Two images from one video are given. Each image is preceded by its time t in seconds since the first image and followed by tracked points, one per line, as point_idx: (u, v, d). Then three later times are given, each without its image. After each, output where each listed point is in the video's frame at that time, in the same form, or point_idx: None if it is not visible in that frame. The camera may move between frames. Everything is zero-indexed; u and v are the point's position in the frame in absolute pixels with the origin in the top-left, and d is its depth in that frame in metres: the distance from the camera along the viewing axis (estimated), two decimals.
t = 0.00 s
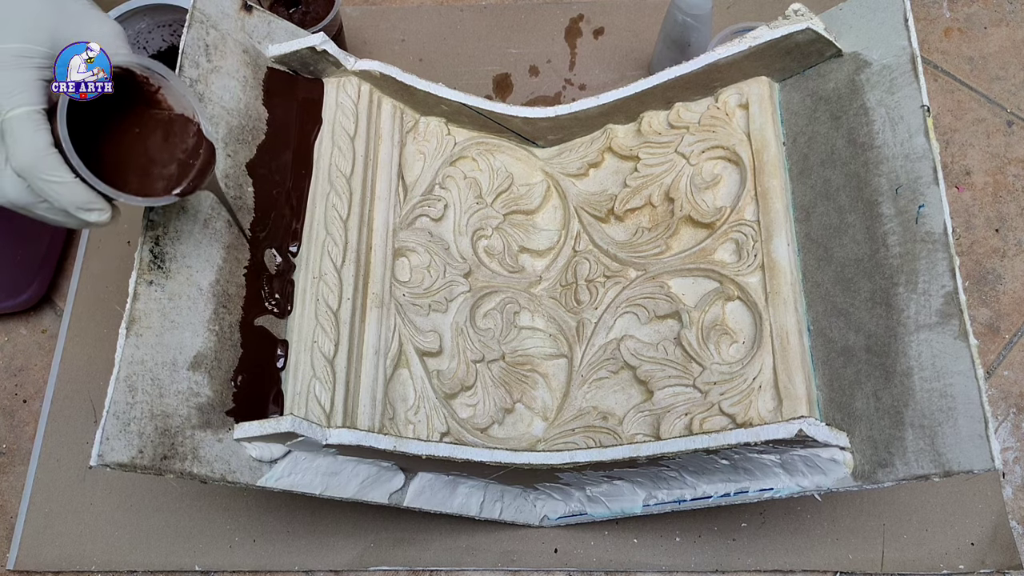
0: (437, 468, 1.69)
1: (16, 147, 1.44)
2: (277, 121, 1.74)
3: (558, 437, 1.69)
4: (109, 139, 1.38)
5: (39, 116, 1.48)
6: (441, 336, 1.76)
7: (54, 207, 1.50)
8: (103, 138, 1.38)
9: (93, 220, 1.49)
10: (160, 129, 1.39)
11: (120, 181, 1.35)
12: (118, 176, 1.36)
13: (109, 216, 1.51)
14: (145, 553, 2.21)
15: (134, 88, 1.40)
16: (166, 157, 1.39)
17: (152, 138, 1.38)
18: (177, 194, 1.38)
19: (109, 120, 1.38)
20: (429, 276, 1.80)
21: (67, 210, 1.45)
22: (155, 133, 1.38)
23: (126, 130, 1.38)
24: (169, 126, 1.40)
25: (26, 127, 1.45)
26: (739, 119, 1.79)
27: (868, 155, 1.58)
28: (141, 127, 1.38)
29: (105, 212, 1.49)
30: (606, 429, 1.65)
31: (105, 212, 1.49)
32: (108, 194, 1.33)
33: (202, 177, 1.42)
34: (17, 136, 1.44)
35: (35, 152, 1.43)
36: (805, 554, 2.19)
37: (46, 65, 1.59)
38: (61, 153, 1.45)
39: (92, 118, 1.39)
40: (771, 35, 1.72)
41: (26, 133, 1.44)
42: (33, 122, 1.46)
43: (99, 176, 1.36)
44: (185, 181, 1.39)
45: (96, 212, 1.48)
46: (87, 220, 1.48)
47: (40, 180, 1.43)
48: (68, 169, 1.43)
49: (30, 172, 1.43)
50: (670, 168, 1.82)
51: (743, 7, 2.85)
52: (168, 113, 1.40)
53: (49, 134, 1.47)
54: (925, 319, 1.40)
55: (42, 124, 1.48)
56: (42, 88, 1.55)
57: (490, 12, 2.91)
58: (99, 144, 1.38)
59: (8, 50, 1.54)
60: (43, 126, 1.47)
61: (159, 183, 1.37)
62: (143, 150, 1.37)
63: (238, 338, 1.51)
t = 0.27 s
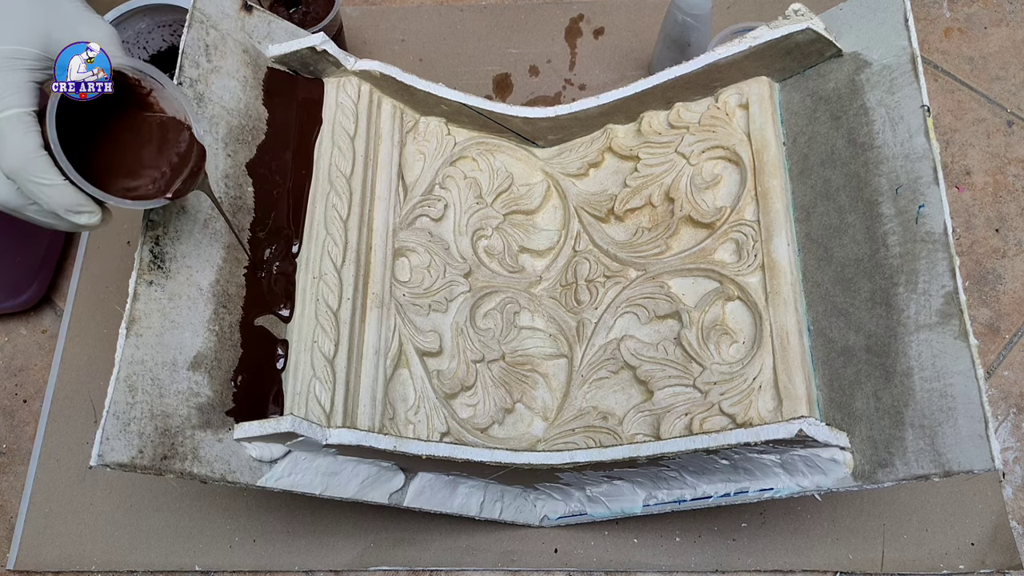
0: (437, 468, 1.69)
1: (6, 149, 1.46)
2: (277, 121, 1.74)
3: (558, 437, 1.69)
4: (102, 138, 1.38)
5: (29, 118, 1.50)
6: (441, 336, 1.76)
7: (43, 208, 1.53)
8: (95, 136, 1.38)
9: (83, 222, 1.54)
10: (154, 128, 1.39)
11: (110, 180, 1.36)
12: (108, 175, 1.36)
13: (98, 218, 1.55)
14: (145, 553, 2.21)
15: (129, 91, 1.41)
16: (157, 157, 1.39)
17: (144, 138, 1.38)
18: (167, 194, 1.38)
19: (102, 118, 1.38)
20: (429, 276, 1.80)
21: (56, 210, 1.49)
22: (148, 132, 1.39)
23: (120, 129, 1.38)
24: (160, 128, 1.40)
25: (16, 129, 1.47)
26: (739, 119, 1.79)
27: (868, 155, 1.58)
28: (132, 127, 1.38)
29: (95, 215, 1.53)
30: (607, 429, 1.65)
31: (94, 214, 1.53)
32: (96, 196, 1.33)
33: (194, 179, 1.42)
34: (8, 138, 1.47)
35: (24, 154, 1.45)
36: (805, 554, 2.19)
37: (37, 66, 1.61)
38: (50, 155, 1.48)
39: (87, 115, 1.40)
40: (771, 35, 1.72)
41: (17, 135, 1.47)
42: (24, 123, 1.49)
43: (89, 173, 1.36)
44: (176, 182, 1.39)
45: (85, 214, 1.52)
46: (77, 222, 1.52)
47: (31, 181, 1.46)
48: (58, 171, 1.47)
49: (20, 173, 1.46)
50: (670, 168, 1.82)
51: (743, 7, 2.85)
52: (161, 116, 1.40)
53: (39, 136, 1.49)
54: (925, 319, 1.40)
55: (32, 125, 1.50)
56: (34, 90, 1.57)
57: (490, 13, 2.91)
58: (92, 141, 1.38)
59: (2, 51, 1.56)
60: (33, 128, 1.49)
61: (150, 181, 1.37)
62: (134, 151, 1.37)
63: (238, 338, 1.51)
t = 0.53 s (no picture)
0: (437, 468, 1.69)
1: (9, 157, 1.46)
2: (277, 121, 1.74)
3: (558, 437, 1.69)
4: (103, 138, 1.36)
5: (33, 124, 1.50)
6: (441, 336, 1.76)
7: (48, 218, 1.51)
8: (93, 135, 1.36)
9: (88, 230, 1.50)
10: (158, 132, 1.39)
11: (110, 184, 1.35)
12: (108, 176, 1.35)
13: (103, 226, 1.51)
14: (145, 554, 2.21)
15: (131, 94, 1.40)
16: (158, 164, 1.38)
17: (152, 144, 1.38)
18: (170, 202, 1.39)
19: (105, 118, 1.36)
20: (429, 276, 1.80)
21: (60, 219, 1.46)
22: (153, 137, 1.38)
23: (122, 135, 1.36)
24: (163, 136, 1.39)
25: (19, 136, 1.47)
26: (739, 119, 1.79)
27: (868, 155, 1.58)
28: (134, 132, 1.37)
29: (99, 222, 1.49)
30: (607, 430, 1.65)
31: (99, 223, 1.50)
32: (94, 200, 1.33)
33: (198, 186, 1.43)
34: (10, 146, 1.46)
35: (27, 162, 1.44)
36: (805, 554, 2.19)
37: (40, 73, 1.60)
38: (53, 163, 1.47)
39: (74, 125, 1.36)
40: (771, 35, 1.72)
41: (19, 142, 1.46)
42: (27, 131, 1.48)
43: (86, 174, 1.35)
44: (181, 190, 1.40)
45: (90, 222, 1.49)
46: (81, 229, 1.48)
47: (33, 189, 1.45)
48: (61, 178, 1.45)
49: (23, 182, 1.45)
50: (670, 168, 1.82)
51: (743, 7, 2.85)
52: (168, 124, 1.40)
53: (42, 144, 1.48)
54: (925, 319, 1.40)
55: (36, 133, 1.49)
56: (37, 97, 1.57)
57: (491, 13, 2.91)
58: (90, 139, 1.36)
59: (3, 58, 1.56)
60: (36, 134, 1.49)
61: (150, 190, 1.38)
62: (136, 158, 1.36)
63: (238, 338, 1.51)
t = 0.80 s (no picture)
0: (437, 468, 1.69)
1: None
2: (277, 121, 1.74)
3: (558, 437, 1.69)
4: (94, 212, 1.32)
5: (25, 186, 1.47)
6: (441, 336, 1.76)
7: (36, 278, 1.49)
8: (84, 214, 1.32)
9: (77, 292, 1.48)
10: (149, 190, 1.35)
11: (110, 258, 1.31)
12: (109, 250, 1.31)
13: (91, 287, 1.49)
14: (144, 554, 2.21)
15: (126, 153, 1.35)
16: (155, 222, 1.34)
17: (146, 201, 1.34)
18: (174, 264, 1.34)
19: (92, 191, 1.33)
20: (429, 276, 1.80)
21: (48, 280, 1.44)
22: (144, 195, 1.34)
23: (112, 198, 1.33)
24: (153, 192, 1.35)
25: (10, 196, 1.44)
26: (739, 119, 1.79)
27: (868, 155, 1.58)
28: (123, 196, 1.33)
29: (88, 284, 1.47)
30: (607, 430, 1.65)
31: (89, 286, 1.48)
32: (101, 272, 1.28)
33: (198, 240, 1.37)
34: None
35: (16, 224, 1.42)
36: (805, 554, 2.19)
37: (35, 129, 1.58)
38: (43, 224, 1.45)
39: (67, 186, 1.31)
40: (771, 35, 1.72)
41: (8, 204, 1.44)
42: (19, 192, 1.46)
43: (88, 253, 1.30)
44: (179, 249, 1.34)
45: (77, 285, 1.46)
46: (69, 292, 1.46)
47: (22, 252, 1.43)
48: (50, 241, 1.43)
49: (12, 244, 1.43)
50: (670, 168, 1.82)
51: (743, 7, 2.85)
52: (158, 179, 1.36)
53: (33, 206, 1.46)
54: (925, 319, 1.40)
55: (28, 195, 1.47)
56: (31, 155, 1.55)
57: (491, 13, 2.91)
58: (81, 216, 1.31)
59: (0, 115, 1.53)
60: (28, 195, 1.47)
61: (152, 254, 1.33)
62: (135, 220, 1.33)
63: (238, 338, 1.51)
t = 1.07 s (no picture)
0: (437, 468, 1.69)
1: None
2: (277, 121, 1.74)
3: (558, 437, 1.69)
4: (91, 201, 1.31)
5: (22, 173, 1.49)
6: (441, 336, 1.76)
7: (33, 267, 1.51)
8: (81, 202, 1.31)
9: (75, 280, 1.50)
10: (146, 176, 1.35)
11: (108, 246, 1.30)
12: (106, 239, 1.30)
13: (91, 276, 1.51)
14: (144, 554, 2.21)
15: (124, 140, 1.35)
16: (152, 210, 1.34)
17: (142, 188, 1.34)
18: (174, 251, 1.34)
19: (89, 180, 1.32)
20: (429, 276, 1.80)
21: (47, 269, 1.47)
22: (142, 182, 1.34)
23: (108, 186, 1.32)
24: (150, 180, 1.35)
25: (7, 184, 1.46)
26: (739, 119, 1.79)
27: (868, 155, 1.58)
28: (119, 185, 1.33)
29: (86, 273, 1.49)
30: (607, 430, 1.65)
31: (87, 273, 1.50)
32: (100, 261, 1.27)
33: (197, 229, 1.37)
34: None
35: (12, 212, 1.44)
36: (805, 554, 2.19)
37: (32, 118, 1.57)
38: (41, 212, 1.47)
39: (63, 171, 1.31)
40: (771, 35, 1.72)
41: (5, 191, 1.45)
42: (15, 180, 1.47)
43: (86, 241, 1.29)
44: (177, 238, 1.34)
45: (77, 273, 1.49)
46: (68, 280, 1.49)
47: (19, 240, 1.45)
48: (48, 229, 1.46)
49: (10, 231, 1.44)
50: (670, 168, 1.82)
51: (743, 7, 2.85)
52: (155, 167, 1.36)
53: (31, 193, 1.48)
54: (925, 319, 1.40)
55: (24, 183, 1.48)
56: (28, 144, 1.55)
57: (491, 13, 2.91)
58: (79, 206, 1.31)
59: None
60: (25, 183, 1.48)
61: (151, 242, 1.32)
62: (133, 206, 1.32)
63: (238, 338, 1.51)
